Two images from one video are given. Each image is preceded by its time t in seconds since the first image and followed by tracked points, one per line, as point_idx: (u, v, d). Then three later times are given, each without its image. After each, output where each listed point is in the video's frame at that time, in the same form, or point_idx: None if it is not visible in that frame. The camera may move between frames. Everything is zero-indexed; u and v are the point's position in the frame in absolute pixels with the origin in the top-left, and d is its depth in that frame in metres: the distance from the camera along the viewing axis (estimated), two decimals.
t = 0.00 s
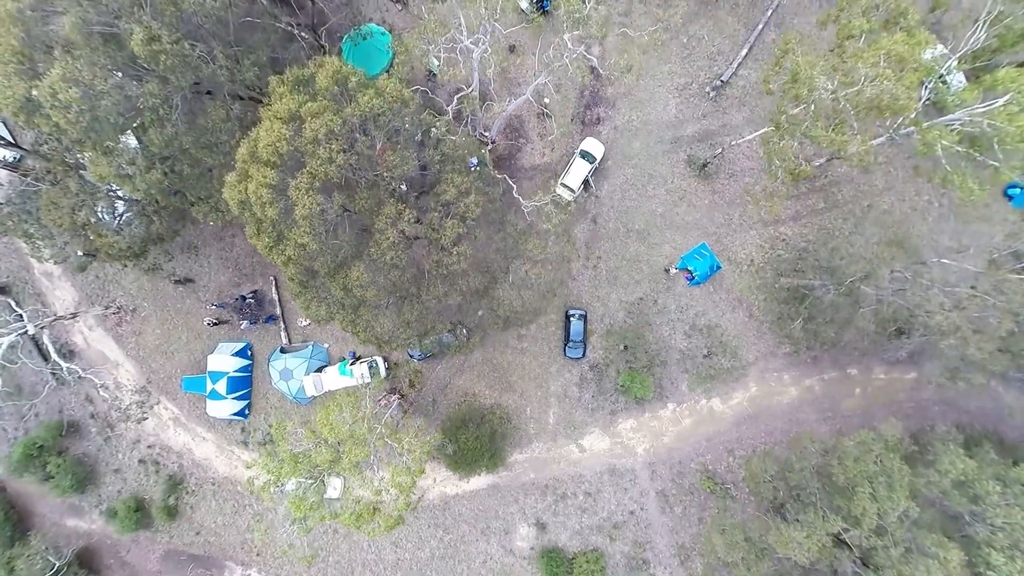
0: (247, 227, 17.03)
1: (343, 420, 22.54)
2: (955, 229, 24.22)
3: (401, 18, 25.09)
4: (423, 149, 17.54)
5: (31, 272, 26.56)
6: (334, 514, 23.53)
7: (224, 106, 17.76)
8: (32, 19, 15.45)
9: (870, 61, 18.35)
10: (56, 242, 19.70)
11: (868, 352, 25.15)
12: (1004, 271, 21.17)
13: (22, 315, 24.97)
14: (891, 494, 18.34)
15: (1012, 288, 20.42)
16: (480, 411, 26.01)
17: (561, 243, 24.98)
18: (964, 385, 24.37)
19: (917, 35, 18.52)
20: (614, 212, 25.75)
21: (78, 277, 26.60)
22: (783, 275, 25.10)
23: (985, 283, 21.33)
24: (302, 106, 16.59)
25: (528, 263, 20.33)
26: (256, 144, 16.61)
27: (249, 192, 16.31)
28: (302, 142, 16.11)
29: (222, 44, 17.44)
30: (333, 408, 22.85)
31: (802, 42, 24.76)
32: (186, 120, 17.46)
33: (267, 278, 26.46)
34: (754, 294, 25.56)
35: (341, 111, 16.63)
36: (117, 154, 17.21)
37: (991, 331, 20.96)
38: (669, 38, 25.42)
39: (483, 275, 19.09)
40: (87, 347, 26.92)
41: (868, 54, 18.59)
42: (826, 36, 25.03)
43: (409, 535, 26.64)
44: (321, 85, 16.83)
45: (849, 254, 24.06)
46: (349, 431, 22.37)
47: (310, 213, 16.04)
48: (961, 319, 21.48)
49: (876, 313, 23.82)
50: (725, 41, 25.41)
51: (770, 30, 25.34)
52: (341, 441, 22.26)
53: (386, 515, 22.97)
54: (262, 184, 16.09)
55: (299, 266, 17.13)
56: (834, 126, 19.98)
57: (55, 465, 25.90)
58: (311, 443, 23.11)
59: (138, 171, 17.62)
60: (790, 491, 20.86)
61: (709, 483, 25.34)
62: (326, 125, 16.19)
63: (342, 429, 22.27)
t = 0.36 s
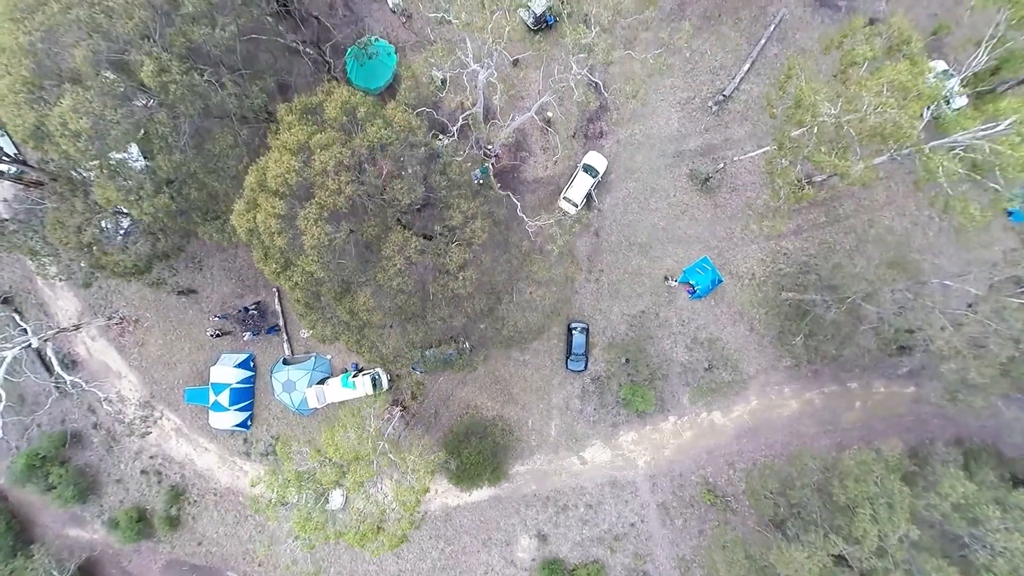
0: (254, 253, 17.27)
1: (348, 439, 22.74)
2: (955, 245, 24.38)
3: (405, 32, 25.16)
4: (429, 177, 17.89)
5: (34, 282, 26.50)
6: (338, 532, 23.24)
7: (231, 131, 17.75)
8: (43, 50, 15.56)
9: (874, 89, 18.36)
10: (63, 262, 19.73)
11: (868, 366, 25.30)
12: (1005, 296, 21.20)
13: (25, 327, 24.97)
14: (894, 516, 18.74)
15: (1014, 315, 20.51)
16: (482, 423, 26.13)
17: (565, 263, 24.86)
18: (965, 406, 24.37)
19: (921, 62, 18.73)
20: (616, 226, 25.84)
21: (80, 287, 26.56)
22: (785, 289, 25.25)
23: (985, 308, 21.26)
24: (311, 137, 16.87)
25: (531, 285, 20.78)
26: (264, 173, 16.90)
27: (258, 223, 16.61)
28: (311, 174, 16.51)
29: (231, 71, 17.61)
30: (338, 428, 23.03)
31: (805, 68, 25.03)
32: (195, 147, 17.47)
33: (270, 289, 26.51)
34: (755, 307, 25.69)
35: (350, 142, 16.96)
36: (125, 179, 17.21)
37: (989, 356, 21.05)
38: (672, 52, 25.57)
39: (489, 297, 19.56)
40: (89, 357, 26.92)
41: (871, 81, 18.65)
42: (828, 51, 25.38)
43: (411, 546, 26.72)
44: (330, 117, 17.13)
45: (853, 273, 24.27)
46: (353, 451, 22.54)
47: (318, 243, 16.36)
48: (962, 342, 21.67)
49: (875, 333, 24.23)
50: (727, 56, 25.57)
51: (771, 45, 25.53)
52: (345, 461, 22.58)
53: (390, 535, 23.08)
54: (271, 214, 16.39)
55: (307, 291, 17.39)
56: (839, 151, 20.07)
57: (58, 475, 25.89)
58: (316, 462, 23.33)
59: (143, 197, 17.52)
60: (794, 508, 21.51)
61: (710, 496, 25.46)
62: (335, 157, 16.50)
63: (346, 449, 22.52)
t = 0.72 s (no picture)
0: (261, 279, 17.35)
1: (353, 460, 22.69)
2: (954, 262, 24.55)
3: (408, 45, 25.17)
4: (434, 204, 18.16)
5: (36, 293, 26.42)
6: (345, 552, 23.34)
7: (239, 157, 17.73)
8: (54, 82, 15.43)
9: (878, 115, 18.43)
10: (70, 281, 19.80)
11: (869, 380, 25.42)
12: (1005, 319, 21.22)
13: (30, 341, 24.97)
14: (894, 536, 19.70)
15: (1016, 340, 20.51)
16: (485, 435, 26.21)
17: (570, 283, 24.12)
18: (967, 428, 24.32)
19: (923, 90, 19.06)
20: (618, 239, 25.92)
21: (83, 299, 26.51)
22: (787, 304, 25.34)
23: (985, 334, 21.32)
24: (320, 168, 16.99)
25: (537, 306, 20.32)
26: (273, 203, 16.98)
27: (267, 252, 16.72)
28: (320, 205, 16.58)
29: (240, 100, 17.55)
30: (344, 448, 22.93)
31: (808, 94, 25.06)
32: (204, 175, 17.48)
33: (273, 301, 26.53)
34: (756, 321, 25.80)
35: (358, 174, 17.10)
36: (133, 205, 17.25)
37: (992, 381, 21.20)
38: (675, 66, 25.74)
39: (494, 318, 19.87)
40: (92, 368, 26.90)
41: (873, 109, 18.79)
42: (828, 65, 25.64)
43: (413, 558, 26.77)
44: (339, 147, 17.25)
45: (855, 290, 24.20)
46: (359, 472, 22.56)
47: (328, 272, 16.52)
48: (965, 366, 21.76)
49: (877, 350, 24.21)
50: (729, 70, 25.70)
51: (773, 60, 25.67)
52: (351, 482, 22.61)
53: (396, 557, 22.76)
54: (280, 243, 16.55)
55: (314, 317, 17.48)
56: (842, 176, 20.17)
57: (60, 487, 25.89)
58: (323, 483, 23.19)
59: (151, 222, 17.56)
60: (795, 523, 22.23)
61: (711, 509, 25.56)
62: (344, 189, 16.61)
63: (352, 470, 22.51)
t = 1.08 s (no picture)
0: (271, 304, 17.44)
1: (361, 479, 22.85)
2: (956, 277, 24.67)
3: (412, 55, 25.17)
4: (443, 228, 18.28)
5: (40, 303, 26.43)
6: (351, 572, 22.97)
7: (248, 182, 17.82)
8: (66, 114, 15.67)
9: (884, 140, 18.40)
10: (77, 297, 20.08)
11: (872, 392, 25.50)
12: (1010, 340, 21.14)
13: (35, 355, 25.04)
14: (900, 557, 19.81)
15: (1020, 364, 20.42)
16: (489, 446, 26.29)
17: (576, 300, 25.22)
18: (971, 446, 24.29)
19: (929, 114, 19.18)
20: (622, 251, 25.99)
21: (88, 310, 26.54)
22: (790, 316, 25.44)
23: (993, 359, 21.10)
24: (330, 196, 17.08)
25: (542, 323, 21.70)
26: (283, 230, 17.13)
27: (278, 279, 16.83)
28: (330, 232, 16.68)
29: (250, 127, 17.47)
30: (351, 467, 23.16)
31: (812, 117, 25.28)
32: (213, 200, 17.63)
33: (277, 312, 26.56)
34: (759, 333, 25.89)
35: (368, 202, 17.17)
36: (142, 228, 17.46)
37: (996, 403, 21.08)
38: (679, 77, 25.84)
39: (501, 336, 20.03)
40: (96, 379, 26.96)
41: (879, 133, 18.78)
42: (830, 76, 25.74)
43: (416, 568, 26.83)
44: (349, 174, 17.34)
45: (857, 304, 24.32)
46: (366, 491, 22.64)
47: (338, 299, 16.66)
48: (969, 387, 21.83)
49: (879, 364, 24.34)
50: (733, 83, 25.78)
51: (776, 73, 25.76)
52: (358, 500, 22.64)
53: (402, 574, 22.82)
54: (290, 271, 16.64)
55: (323, 340, 17.61)
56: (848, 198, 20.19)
57: (65, 497, 25.95)
58: (330, 501, 23.18)
59: (160, 246, 17.79)
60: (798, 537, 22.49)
61: (714, 520, 25.65)
62: (355, 218, 16.69)
63: (360, 489, 22.58)
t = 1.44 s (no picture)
0: (282, 326, 17.82)
1: (370, 496, 22.83)
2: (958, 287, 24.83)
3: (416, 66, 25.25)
4: (452, 250, 18.32)
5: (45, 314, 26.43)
6: None
7: (256, 204, 17.97)
8: (80, 143, 15.74)
9: (891, 159, 18.33)
10: (84, 313, 20.30)
11: (876, 400, 25.55)
12: (1012, 359, 21.94)
13: (41, 367, 25.12)
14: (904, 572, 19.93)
15: None
16: (494, 455, 26.39)
17: (581, 317, 25.51)
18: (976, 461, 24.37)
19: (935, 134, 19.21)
20: (626, 261, 26.04)
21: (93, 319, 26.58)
22: (793, 325, 25.49)
23: (997, 376, 21.59)
24: (340, 222, 17.22)
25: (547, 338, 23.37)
26: (293, 254, 17.48)
27: (288, 304, 17.14)
28: (340, 258, 16.95)
29: (259, 150, 17.66)
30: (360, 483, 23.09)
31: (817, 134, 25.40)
32: (223, 223, 17.79)
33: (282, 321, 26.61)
34: (763, 342, 25.96)
35: (378, 228, 17.33)
36: (151, 249, 17.56)
37: (1001, 421, 21.24)
38: (682, 87, 25.88)
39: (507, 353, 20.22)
40: (102, 389, 27.05)
41: (886, 153, 18.68)
42: (835, 86, 25.77)
43: None
44: (358, 199, 17.50)
45: (861, 315, 24.37)
46: (375, 507, 22.66)
47: (348, 324, 16.95)
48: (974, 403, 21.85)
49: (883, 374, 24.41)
50: (737, 93, 25.81)
51: (780, 82, 25.80)
52: (367, 517, 22.59)
53: None
54: (301, 296, 16.97)
55: (333, 361, 17.99)
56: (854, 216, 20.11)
57: (71, 507, 26.04)
58: (339, 517, 23.41)
59: (170, 269, 17.94)
60: (801, 549, 22.87)
61: (718, 528, 25.76)
62: (365, 245, 16.89)
63: (368, 506, 22.59)
